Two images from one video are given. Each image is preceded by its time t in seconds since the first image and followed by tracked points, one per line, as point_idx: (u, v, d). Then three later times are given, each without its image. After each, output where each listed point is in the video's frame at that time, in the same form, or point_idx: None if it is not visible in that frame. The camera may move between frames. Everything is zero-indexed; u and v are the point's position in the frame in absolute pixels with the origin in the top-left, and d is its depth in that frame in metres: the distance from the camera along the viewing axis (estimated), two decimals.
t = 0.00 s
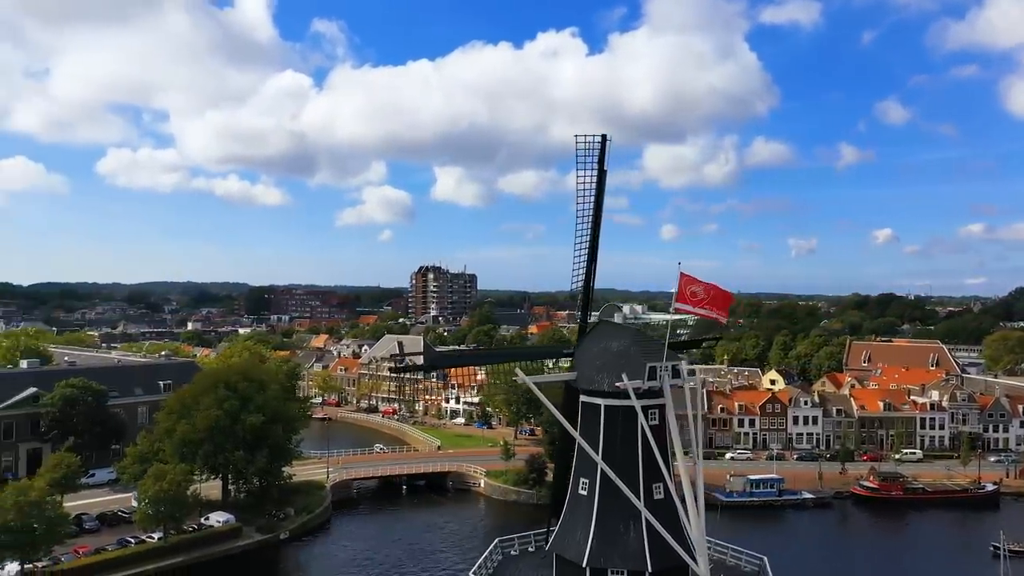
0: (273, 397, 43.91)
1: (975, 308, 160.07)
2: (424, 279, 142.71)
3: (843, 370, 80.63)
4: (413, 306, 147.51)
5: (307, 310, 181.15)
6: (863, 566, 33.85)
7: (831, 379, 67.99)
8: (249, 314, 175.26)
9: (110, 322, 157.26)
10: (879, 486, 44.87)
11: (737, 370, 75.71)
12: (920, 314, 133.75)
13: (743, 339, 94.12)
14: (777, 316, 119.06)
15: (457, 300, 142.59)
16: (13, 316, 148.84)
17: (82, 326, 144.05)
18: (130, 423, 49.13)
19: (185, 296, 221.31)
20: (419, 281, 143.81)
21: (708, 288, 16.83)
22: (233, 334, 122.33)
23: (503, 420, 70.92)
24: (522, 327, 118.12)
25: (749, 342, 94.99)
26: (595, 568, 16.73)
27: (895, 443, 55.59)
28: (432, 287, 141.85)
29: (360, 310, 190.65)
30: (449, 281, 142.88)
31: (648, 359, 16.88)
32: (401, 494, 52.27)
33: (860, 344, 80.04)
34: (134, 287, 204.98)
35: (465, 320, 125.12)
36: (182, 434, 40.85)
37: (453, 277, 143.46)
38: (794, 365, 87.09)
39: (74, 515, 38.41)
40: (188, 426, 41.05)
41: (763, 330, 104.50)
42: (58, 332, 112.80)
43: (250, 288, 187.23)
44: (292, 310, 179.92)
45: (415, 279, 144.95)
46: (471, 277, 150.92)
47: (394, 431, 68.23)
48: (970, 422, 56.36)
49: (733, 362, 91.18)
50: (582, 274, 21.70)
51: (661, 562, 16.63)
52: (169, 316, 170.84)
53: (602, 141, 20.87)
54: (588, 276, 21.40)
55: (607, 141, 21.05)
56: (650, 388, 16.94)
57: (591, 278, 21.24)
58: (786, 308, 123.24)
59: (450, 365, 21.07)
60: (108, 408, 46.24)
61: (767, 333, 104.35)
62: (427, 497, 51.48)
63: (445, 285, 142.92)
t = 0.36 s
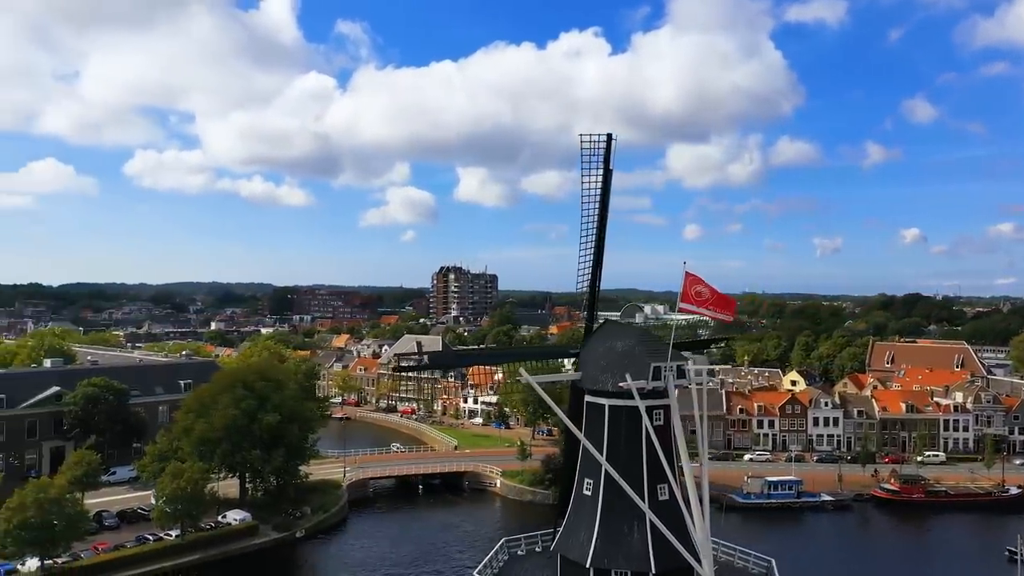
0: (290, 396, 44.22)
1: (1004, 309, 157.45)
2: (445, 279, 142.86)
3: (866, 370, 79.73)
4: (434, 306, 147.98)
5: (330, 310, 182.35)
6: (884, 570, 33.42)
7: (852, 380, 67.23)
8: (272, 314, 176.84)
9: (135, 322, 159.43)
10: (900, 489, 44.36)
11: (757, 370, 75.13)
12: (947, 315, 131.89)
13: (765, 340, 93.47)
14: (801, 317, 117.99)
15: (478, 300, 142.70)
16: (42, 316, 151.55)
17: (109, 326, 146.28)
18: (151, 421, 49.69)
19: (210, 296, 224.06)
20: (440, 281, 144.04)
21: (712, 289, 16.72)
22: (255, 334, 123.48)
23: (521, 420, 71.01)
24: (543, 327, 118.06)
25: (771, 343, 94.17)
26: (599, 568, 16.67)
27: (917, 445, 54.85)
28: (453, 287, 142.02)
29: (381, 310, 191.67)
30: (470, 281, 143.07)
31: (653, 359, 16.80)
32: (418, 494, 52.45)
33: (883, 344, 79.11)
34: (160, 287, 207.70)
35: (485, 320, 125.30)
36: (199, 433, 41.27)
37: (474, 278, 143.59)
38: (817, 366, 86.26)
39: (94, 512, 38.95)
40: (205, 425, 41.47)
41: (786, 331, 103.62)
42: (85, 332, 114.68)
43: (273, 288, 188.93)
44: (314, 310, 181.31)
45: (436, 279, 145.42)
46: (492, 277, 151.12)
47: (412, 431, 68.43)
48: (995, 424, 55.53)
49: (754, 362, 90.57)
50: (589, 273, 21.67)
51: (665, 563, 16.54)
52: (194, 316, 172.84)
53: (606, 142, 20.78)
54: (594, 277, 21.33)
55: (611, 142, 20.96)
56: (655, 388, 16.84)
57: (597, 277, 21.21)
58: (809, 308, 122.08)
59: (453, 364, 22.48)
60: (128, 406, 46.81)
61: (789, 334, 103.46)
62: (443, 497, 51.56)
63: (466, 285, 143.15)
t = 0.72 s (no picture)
0: (310, 395, 44.58)
1: None
2: (470, 279, 143.34)
3: (894, 372, 78.51)
4: (459, 307, 148.46)
5: (356, 310, 183.64)
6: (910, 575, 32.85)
7: (879, 381, 66.26)
8: (299, 314, 178.80)
9: (166, 322, 162.04)
10: (926, 492, 43.67)
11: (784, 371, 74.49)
12: (981, 316, 129.43)
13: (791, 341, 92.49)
14: (829, 317, 116.54)
15: (502, 300, 142.67)
16: (76, 316, 154.75)
17: (141, 326, 148.81)
18: (176, 420, 50.35)
19: (239, 297, 226.94)
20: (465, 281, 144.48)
21: (719, 286, 16.54)
22: (282, 334, 124.80)
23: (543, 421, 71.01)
24: (567, 327, 117.86)
25: (798, 344, 93.05)
26: (605, 569, 16.58)
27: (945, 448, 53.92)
28: (478, 287, 142.37)
29: (406, 311, 192.63)
30: (495, 281, 143.17)
31: (659, 359, 16.66)
32: (438, 494, 52.62)
33: (912, 345, 77.79)
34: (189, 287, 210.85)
35: (510, 320, 125.31)
36: (222, 431, 41.79)
37: (499, 278, 143.64)
38: (844, 367, 85.10)
39: (119, 509, 39.55)
40: (227, 424, 41.97)
41: (813, 331, 102.32)
42: (119, 332, 116.89)
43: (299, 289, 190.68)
44: (341, 310, 182.71)
45: (460, 280, 145.90)
46: (517, 277, 151.17)
47: (434, 430, 68.71)
48: None
49: (780, 363, 89.67)
50: (597, 273, 21.66)
51: (671, 566, 16.41)
52: (222, 316, 175.17)
53: (614, 140, 20.69)
54: (603, 276, 21.31)
55: (619, 140, 20.89)
56: (662, 389, 16.70)
57: (604, 276, 21.21)
58: (838, 308, 120.56)
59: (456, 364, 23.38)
60: (154, 405, 47.49)
61: (816, 334, 102.11)
62: (463, 497, 51.63)
63: (491, 285, 143.35)
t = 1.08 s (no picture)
0: (333, 394, 44.92)
1: None
2: (498, 280, 143.56)
3: (926, 373, 76.97)
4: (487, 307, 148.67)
5: (385, 311, 184.78)
6: None
7: (911, 383, 65.04)
8: (329, 314, 180.72)
9: (199, 322, 164.72)
10: (957, 497, 42.78)
11: (812, 373, 73.51)
12: (1020, 317, 126.20)
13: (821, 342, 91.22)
14: (861, 318, 114.67)
15: (529, 300, 142.07)
16: (112, 316, 158.10)
17: (174, 326, 151.39)
18: (203, 419, 51.03)
19: (270, 297, 229.89)
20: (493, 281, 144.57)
21: (729, 287, 16.37)
22: (311, 334, 126.03)
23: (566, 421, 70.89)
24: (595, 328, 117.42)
25: (828, 345, 91.60)
26: (614, 570, 16.49)
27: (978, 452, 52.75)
28: (506, 288, 142.44)
29: (433, 311, 193.31)
30: (522, 282, 143.10)
31: (669, 360, 16.52)
32: (461, 493, 52.71)
33: (945, 347, 76.23)
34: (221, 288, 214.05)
35: (538, 320, 125.16)
36: (247, 430, 42.31)
37: (527, 278, 143.31)
38: (875, 369, 83.63)
39: (146, 506, 40.20)
40: (251, 422, 42.45)
41: (844, 333, 100.72)
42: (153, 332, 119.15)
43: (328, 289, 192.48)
44: (371, 310, 183.87)
45: (488, 280, 146.12)
46: (545, 277, 151.04)
47: (459, 429, 68.95)
48: None
49: (809, 364, 88.46)
50: (609, 273, 21.55)
51: (680, 568, 16.27)
52: (254, 316, 177.60)
53: (625, 139, 20.51)
54: (614, 276, 21.15)
55: (630, 138, 20.71)
56: (671, 389, 16.55)
57: (615, 276, 21.11)
58: (871, 309, 118.63)
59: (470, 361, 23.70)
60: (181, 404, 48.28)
61: (847, 336, 100.49)
62: (486, 496, 51.72)
63: (519, 285, 143.23)
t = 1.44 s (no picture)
0: (356, 394, 45.25)
1: None
2: (526, 280, 143.28)
3: (960, 376, 75.33)
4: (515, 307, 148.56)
5: (414, 311, 185.87)
6: None
7: (943, 385, 63.77)
8: (359, 314, 182.50)
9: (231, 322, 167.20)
10: (989, 501, 41.86)
11: (842, 374, 72.45)
12: None
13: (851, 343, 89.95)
14: (894, 319, 112.66)
15: (557, 300, 141.46)
16: (147, 317, 161.28)
17: (207, 326, 153.79)
18: (230, 418, 51.73)
19: (302, 298, 232.87)
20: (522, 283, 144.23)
21: (738, 286, 16.23)
22: (339, 334, 127.17)
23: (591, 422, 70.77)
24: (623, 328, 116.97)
25: (859, 347, 90.20)
26: (622, 572, 16.38)
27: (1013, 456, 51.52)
28: (534, 288, 141.91)
29: (462, 311, 193.81)
30: (550, 282, 142.34)
31: (679, 360, 16.38)
32: (483, 493, 52.78)
33: (979, 348, 74.56)
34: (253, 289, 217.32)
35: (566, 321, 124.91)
36: (272, 429, 42.89)
37: (555, 278, 141.98)
38: (908, 370, 82.04)
39: (174, 503, 40.86)
40: (276, 421, 42.99)
41: (876, 335, 99.16)
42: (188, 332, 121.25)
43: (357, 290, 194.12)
44: (400, 311, 184.79)
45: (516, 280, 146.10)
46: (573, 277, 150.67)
47: (483, 429, 69.13)
48: None
49: (839, 366, 87.15)
50: (620, 273, 21.51)
51: (689, 571, 16.12)
52: (285, 316, 179.98)
53: (635, 138, 20.34)
54: (625, 277, 21.03)
55: (641, 138, 20.56)
56: (681, 390, 16.41)
57: (626, 277, 21.11)
58: (905, 309, 116.47)
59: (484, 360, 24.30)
60: (209, 403, 48.88)
61: (879, 338, 98.81)
62: (508, 497, 51.77)
63: (548, 286, 142.56)
